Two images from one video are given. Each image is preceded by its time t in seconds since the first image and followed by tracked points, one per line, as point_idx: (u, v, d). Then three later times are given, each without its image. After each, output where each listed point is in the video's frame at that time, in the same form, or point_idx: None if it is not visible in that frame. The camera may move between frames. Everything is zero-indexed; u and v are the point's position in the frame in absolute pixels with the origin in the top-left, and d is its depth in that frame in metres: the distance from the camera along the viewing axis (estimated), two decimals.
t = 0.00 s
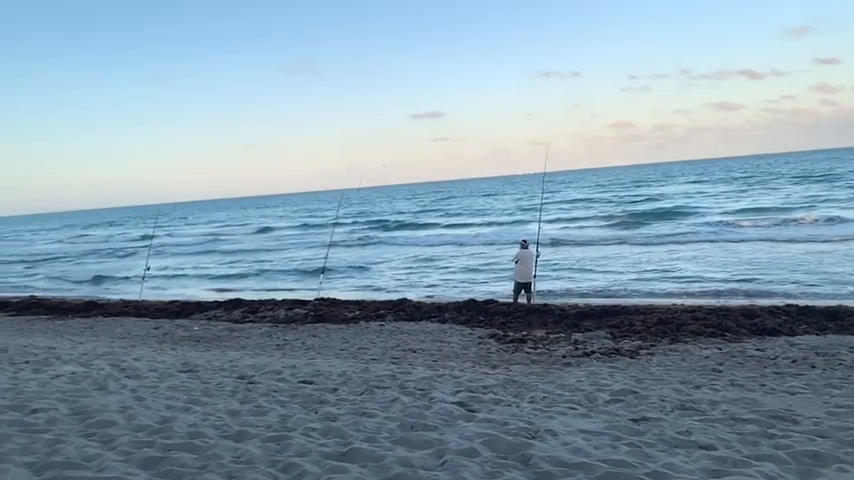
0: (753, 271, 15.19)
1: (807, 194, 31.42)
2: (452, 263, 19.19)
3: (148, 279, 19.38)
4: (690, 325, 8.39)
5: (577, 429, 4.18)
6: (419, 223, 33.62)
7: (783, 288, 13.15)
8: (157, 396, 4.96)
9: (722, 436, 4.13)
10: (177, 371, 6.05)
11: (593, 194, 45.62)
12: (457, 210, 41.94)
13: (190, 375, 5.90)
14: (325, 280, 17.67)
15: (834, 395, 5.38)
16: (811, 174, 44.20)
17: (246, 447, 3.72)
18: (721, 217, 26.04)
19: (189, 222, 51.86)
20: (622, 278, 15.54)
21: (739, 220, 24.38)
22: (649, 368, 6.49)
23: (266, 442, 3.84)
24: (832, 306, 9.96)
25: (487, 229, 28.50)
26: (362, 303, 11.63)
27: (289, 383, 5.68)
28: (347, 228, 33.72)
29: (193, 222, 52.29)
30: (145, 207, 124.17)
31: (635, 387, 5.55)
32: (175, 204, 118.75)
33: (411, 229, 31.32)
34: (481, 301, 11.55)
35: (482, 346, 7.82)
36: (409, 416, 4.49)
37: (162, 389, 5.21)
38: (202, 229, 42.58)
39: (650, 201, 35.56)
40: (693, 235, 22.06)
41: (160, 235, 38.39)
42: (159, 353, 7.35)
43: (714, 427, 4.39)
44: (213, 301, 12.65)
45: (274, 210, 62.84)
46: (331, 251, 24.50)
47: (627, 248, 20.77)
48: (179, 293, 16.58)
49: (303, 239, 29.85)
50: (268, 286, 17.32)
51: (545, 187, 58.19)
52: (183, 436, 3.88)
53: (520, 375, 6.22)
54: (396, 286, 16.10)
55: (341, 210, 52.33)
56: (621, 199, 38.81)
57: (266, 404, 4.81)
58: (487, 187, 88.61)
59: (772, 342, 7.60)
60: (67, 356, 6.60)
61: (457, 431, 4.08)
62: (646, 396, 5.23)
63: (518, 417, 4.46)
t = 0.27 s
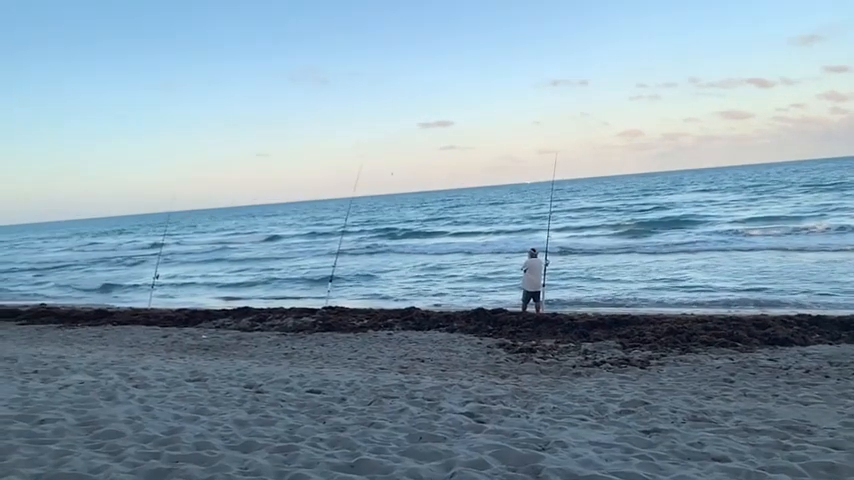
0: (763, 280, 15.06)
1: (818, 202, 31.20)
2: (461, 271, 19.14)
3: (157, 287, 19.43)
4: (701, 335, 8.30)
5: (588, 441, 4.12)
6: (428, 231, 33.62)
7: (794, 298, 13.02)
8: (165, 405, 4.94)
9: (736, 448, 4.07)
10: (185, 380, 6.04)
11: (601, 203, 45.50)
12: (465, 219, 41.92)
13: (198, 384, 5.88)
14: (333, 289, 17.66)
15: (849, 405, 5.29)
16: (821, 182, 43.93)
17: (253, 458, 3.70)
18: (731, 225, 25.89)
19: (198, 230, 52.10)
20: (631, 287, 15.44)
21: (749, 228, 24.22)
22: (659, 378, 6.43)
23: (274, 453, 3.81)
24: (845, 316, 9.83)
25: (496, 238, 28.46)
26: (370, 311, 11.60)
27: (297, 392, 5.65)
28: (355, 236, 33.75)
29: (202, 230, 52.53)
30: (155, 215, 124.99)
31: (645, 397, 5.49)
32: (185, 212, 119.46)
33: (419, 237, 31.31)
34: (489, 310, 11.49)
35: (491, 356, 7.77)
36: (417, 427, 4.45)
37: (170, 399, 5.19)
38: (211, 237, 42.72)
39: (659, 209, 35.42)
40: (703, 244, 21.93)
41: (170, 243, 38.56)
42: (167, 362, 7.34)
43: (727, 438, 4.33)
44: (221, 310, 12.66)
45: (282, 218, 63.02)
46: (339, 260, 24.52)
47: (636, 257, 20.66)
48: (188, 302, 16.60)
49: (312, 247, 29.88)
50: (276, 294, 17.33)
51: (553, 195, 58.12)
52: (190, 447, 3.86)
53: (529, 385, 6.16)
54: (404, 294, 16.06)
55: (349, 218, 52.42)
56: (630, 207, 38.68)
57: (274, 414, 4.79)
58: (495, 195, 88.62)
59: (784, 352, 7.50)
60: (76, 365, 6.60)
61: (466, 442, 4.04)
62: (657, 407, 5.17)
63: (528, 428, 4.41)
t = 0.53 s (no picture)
0: (768, 287, 14.97)
1: (822, 208, 31.09)
2: (464, 279, 19.09)
3: (160, 295, 19.41)
4: (706, 343, 8.23)
5: (593, 451, 4.08)
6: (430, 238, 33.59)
7: (800, 305, 12.93)
8: (166, 415, 4.91)
9: (743, 458, 4.01)
10: (187, 389, 6.00)
11: (604, 209, 45.43)
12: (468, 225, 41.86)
13: (200, 393, 5.85)
14: (336, 296, 17.62)
15: None
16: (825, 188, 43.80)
17: (255, 469, 3.66)
18: (734, 231, 25.80)
19: (201, 238, 52.15)
20: (635, 294, 15.37)
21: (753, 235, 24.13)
22: (665, 387, 6.37)
23: (276, 464, 3.77)
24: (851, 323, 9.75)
25: (499, 244, 28.41)
26: (373, 319, 11.55)
27: (299, 402, 5.61)
28: (358, 244, 33.73)
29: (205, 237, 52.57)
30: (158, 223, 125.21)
31: (651, 406, 5.43)
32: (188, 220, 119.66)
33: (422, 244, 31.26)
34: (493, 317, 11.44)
35: (495, 364, 7.71)
36: (421, 437, 4.40)
37: (171, 408, 5.16)
38: (214, 245, 42.74)
39: (662, 216, 35.34)
40: (706, 250, 21.85)
41: (172, 250, 38.58)
42: (169, 371, 7.30)
43: (734, 448, 4.27)
44: (223, 318, 12.62)
45: (285, 225, 63.02)
46: (342, 267, 24.49)
47: (640, 263, 20.59)
48: (190, 309, 16.58)
49: (314, 254, 29.86)
50: (278, 302, 17.29)
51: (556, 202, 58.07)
52: (191, 458, 3.82)
53: (533, 393, 6.11)
54: (407, 302, 16.00)
55: (352, 225, 52.41)
56: (633, 214, 38.61)
57: (276, 424, 4.75)
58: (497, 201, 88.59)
59: (790, 360, 7.44)
60: (78, 374, 6.57)
61: (470, 453, 3.99)
62: (662, 416, 5.11)
63: (532, 438, 4.37)
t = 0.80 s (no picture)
0: (765, 292, 14.98)
1: (818, 213, 31.18)
2: (461, 285, 19.06)
3: (157, 302, 19.34)
4: (705, 348, 8.21)
5: (593, 459, 4.04)
6: (427, 244, 33.58)
7: (797, 309, 12.93)
8: (162, 424, 4.87)
9: (744, 465, 3.98)
10: (183, 398, 5.96)
11: (601, 215, 45.48)
12: (465, 231, 41.87)
13: (196, 402, 5.80)
14: (334, 303, 17.57)
15: None
16: (821, 193, 43.92)
17: None
18: (731, 237, 25.83)
19: (197, 245, 52.07)
20: (632, 300, 15.36)
21: (750, 240, 24.16)
22: (664, 393, 6.34)
23: (273, 474, 3.73)
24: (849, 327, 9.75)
25: (496, 250, 28.40)
26: (371, 326, 11.51)
27: (296, 410, 5.57)
28: (355, 250, 33.68)
29: (201, 244, 52.50)
30: (155, 230, 125.04)
31: (650, 413, 5.39)
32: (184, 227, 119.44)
33: (419, 251, 31.23)
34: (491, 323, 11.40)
35: (493, 371, 7.68)
36: (419, 445, 4.37)
37: (167, 417, 5.11)
38: (211, 252, 42.65)
39: (659, 221, 35.39)
40: (703, 256, 21.86)
41: (169, 257, 38.51)
42: (165, 379, 7.25)
43: (735, 455, 4.24)
44: (220, 325, 12.56)
45: (282, 232, 62.96)
46: (339, 273, 24.45)
47: (637, 269, 20.58)
48: (187, 317, 16.50)
49: (311, 261, 29.80)
50: (276, 309, 17.23)
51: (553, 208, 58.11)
52: (188, 468, 3.78)
53: (532, 401, 6.08)
54: (404, 309, 15.96)
55: (349, 232, 52.37)
56: (630, 219, 38.65)
57: (274, 432, 4.71)
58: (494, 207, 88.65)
59: (790, 365, 7.42)
60: (73, 383, 6.52)
61: (469, 462, 3.95)
62: (662, 423, 5.09)
63: (532, 447, 4.33)
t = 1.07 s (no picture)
0: (759, 299, 15.01)
1: (811, 221, 31.34)
2: (456, 291, 19.03)
3: (149, 308, 19.23)
4: (700, 356, 8.20)
5: (589, 468, 4.02)
6: (422, 250, 33.55)
7: (791, 317, 12.95)
8: (153, 432, 4.82)
9: (741, 475, 3.97)
10: (176, 405, 5.90)
11: (595, 221, 45.57)
12: (460, 237, 41.85)
13: (188, 409, 5.75)
14: (328, 309, 17.51)
15: None
16: (813, 200, 44.15)
17: None
18: (725, 244, 25.90)
19: (191, 250, 51.89)
20: (627, 306, 15.37)
21: (743, 247, 24.24)
22: (659, 402, 6.33)
23: None
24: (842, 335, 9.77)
25: (490, 257, 28.39)
26: (365, 333, 11.47)
27: (290, 418, 5.53)
28: (349, 256, 33.61)
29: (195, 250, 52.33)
30: (148, 235, 124.56)
31: (646, 422, 5.38)
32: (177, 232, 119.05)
33: (414, 257, 31.20)
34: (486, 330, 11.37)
35: (488, 378, 7.65)
36: (414, 454, 4.34)
37: (159, 425, 5.06)
38: (204, 257, 42.49)
39: (653, 228, 35.48)
40: (697, 262, 21.91)
41: (162, 263, 38.34)
42: (157, 386, 7.19)
43: (731, 465, 4.22)
44: (213, 331, 12.50)
45: (276, 238, 62.79)
46: (334, 280, 24.37)
47: (631, 276, 20.60)
48: (179, 323, 16.40)
49: (305, 267, 29.71)
50: (269, 315, 17.14)
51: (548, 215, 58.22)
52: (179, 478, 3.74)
53: (528, 409, 6.05)
54: (399, 315, 15.91)
55: (343, 237, 52.29)
56: (624, 226, 38.73)
57: (267, 441, 4.66)
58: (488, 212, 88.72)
59: (784, 373, 7.41)
60: (64, 389, 6.46)
61: (465, 471, 3.92)
62: (658, 431, 5.07)
63: (527, 456, 4.31)
